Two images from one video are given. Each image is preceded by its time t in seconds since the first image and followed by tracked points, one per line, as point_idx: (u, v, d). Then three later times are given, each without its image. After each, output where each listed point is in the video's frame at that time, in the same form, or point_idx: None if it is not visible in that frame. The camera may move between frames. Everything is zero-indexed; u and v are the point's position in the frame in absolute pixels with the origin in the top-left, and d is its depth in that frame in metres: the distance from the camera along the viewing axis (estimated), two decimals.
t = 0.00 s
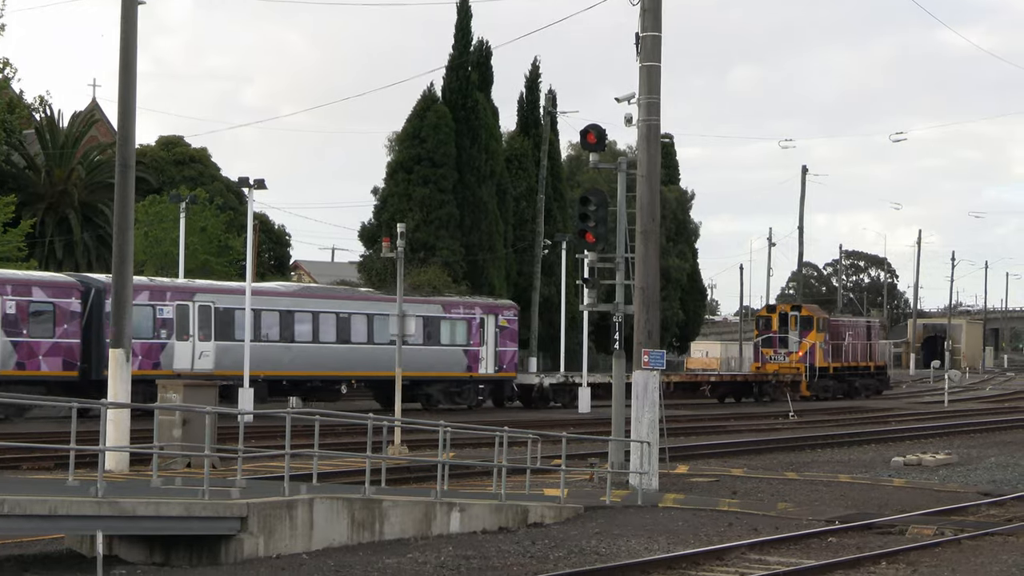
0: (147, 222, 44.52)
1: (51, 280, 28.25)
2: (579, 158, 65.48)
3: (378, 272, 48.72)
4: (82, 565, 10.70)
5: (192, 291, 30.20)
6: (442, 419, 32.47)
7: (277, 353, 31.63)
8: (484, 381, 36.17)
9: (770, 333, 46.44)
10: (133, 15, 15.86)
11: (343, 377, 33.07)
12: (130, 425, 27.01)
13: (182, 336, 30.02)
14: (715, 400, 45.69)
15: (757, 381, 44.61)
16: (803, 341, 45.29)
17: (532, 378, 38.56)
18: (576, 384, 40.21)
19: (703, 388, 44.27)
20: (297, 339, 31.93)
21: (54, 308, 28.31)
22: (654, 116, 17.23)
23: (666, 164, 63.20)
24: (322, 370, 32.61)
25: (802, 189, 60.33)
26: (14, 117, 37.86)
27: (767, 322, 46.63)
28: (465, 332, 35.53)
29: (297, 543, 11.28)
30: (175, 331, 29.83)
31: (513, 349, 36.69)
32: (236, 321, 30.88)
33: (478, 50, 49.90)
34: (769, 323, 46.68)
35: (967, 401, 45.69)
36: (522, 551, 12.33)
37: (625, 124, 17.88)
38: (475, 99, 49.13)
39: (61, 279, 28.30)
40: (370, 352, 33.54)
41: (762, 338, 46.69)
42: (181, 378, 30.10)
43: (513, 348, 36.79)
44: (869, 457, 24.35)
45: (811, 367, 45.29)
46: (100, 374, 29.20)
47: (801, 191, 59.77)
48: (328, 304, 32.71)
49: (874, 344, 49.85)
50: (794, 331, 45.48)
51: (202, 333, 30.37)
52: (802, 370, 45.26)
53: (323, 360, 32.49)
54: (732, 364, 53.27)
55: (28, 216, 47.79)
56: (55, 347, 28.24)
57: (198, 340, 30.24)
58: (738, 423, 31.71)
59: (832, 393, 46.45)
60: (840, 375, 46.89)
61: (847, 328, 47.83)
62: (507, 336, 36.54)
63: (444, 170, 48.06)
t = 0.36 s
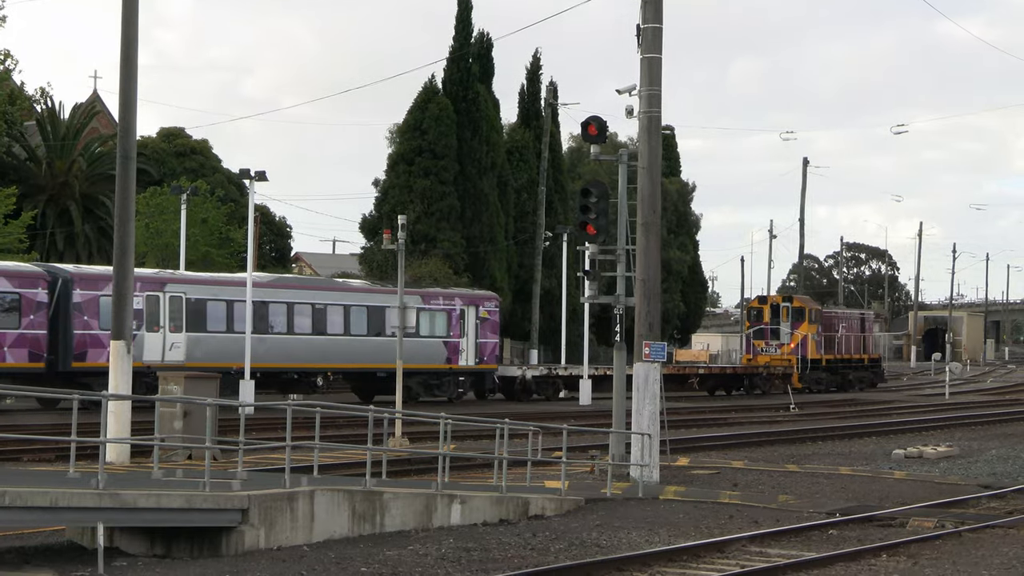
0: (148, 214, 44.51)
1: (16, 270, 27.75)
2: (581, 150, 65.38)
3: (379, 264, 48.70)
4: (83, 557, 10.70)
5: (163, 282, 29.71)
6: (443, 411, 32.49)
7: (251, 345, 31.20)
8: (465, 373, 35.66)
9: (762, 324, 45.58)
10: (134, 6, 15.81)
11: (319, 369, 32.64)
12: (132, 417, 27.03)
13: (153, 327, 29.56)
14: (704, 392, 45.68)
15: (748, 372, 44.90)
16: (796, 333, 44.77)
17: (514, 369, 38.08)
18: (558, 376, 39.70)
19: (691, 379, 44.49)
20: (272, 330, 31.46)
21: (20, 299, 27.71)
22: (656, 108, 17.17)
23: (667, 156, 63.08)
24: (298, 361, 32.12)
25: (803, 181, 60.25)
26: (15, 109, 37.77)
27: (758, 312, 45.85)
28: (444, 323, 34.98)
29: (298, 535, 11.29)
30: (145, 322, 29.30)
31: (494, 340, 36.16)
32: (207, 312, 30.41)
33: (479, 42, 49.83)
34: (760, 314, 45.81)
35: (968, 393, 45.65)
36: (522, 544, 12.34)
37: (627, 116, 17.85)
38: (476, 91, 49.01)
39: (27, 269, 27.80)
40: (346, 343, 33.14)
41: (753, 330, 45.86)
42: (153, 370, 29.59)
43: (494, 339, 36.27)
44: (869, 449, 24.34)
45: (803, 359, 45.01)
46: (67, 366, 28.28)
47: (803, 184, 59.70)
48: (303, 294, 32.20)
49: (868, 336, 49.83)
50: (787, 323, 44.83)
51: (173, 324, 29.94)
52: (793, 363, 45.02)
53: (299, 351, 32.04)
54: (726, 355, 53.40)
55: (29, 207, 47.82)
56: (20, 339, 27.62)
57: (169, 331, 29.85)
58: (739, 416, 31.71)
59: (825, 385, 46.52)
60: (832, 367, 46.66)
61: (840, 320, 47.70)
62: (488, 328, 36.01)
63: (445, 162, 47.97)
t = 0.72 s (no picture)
0: (146, 211, 44.40)
1: None
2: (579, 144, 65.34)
3: (377, 260, 48.65)
4: (82, 554, 10.70)
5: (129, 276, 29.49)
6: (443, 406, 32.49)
7: (220, 341, 30.89)
8: (443, 369, 35.35)
9: (751, 318, 45.95)
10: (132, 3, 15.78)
11: (293, 365, 32.11)
12: (131, 413, 27.02)
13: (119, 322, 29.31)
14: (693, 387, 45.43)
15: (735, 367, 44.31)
16: (785, 327, 45.04)
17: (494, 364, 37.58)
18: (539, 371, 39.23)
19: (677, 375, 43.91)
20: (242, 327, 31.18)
21: None
22: (654, 103, 17.16)
23: (664, 150, 63.03)
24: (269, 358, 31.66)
25: (801, 175, 60.26)
26: (12, 106, 37.66)
27: (749, 307, 46.33)
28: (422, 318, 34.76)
29: (297, 531, 11.28)
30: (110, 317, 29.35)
31: (472, 335, 36.08)
32: (177, 310, 30.07)
33: (477, 36, 49.83)
34: (750, 308, 46.21)
35: (966, 387, 45.72)
36: (522, 539, 12.34)
37: (625, 111, 17.83)
38: (474, 86, 48.99)
39: None
40: (320, 339, 32.66)
41: (742, 324, 46.30)
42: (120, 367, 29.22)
43: (472, 334, 36.18)
44: (868, 443, 24.35)
45: (792, 353, 45.11)
46: (30, 363, 28.10)
47: (801, 177, 59.76)
48: (275, 289, 31.79)
49: (860, 329, 49.57)
50: (775, 317, 45.12)
51: (141, 321, 29.55)
52: (783, 357, 45.00)
53: (271, 347, 31.59)
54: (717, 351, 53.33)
55: (27, 204, 47.72)
56: None
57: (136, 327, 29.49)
58: (737, 409, 31.75)
59: (815, 379, 46.40)
60: (823, 361, 46.58)
61: (831, 313, 47.56)
62: (466, 323, 35.94)
63: (444, 157, 47.91)
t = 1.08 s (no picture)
0: (144, 207, 44.39)
1: None
2: (578, 141, 65.34)
3: (375, 257, 48.59)
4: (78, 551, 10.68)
5: (94, 272, 29.32)
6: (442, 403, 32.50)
7: (190, 338, 30.57)
8: (419, 365, 34.64)
9: (740, 315, 45.50)
10: None
11: (266, 362, 31.98)
12: (129, 410, 27.01)
13: (84, 319, 29.24)
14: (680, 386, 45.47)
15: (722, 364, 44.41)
16: (774, 323, 44.53)
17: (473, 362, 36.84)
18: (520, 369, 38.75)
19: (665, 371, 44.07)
20: (212, 323, 30.88)
21: None
22: (652, 99, 17.12)
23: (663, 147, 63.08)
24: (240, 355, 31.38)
25: (800, 172, 60.29)
26: (10, 102, 37.63)
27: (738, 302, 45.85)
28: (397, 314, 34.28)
29: (295, 528, 11.29)
30: (76, 313, 29.11)
31: (449, 332, 35.12)
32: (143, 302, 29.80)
33: (476, 33, 49.83)
34: (739, 304, 45.69)
35: (963, 385, 45.77)
36: (520, 536, 12.34)
37: (623, 107, 17.81)
38: (472, 82, 48.91)
39: None
40: (294, 335, 32.47)
41: (731, 320, 45.81)
42: (84, 364, 29.26)
43: (450, 330, 35.22)
44: (866, 440, 24.36)
45: (781, 350, 44.78)
46: None
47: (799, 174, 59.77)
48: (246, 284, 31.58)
49: (851, 326, 49.60)
50: (764, 313, 44.63)
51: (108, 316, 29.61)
52: (771, 354, 44.77)
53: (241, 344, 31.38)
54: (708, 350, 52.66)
55: (25, 201, 47.67)
56: None
57: (101, 323, 29.42)
58: (735, 406, 31.75)
59: (805, 376, 46.27)
60: (813, 358, 46.61)
61: (821, 310, 47.60)
62: (443, 319, 34.91)
63: (443, 154, 47.86)
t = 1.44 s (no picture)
0: (144, 204, 44.41)
1: None
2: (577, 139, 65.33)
3: (374, 254, 48.56)
4: (77, 548, 10.68)
5: (60, 268, 28.85)
6: (441, 400, 32.50)
7: (159, 334, 30.11)
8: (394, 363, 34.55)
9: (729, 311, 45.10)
10: None
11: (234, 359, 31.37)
12: (128, 407, 27.01)
13: (49, 315, 28.66)
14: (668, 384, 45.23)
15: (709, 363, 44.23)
16: (762, 320, 44.23)
17: (451, 359, 35.95)
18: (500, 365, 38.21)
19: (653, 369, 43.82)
20: (181, 319, 30.40)
21: None
22: (651, 97, 17.14)
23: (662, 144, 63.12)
24: (210, 352, 30.92)
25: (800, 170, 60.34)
26: (9, 99, 37.58)
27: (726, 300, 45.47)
28: (373, 310, 34.19)
29: (294, 524, 11.29)
30: (40, 309, 28.51)
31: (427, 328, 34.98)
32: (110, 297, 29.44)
33: (475, 30, 49.88)
34: (727, 301, 45.28)
35: (962, 383, 45.83)
36: (518, 533, 12.36)
37: (623, 105, 17.82)
38: (472, 80, 48.82)
39: None
40: (267, 330, 31.84)
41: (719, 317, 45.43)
42: (50, 361, 28.62)
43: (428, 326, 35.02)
44: (865, 438, 24.37)
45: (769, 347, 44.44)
46: None
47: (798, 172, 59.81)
48: (216, 281, 31.15)
49: (841, 325, 49.40)
50: (753, 310, 44.22)
51: (74, 312, 29.05)
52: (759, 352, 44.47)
53: (209, 340, 30.87)
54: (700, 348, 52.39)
55: (24, 197, 47.63)
56: None
57: (67, 320, 28.87)
58: (734, 404, 31.72)
59: (794, 375, 45.99)
60: (802, 357, 46.36)
61: (810, 308, 47.40)
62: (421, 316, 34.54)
63: (442, 151, 47.84)
